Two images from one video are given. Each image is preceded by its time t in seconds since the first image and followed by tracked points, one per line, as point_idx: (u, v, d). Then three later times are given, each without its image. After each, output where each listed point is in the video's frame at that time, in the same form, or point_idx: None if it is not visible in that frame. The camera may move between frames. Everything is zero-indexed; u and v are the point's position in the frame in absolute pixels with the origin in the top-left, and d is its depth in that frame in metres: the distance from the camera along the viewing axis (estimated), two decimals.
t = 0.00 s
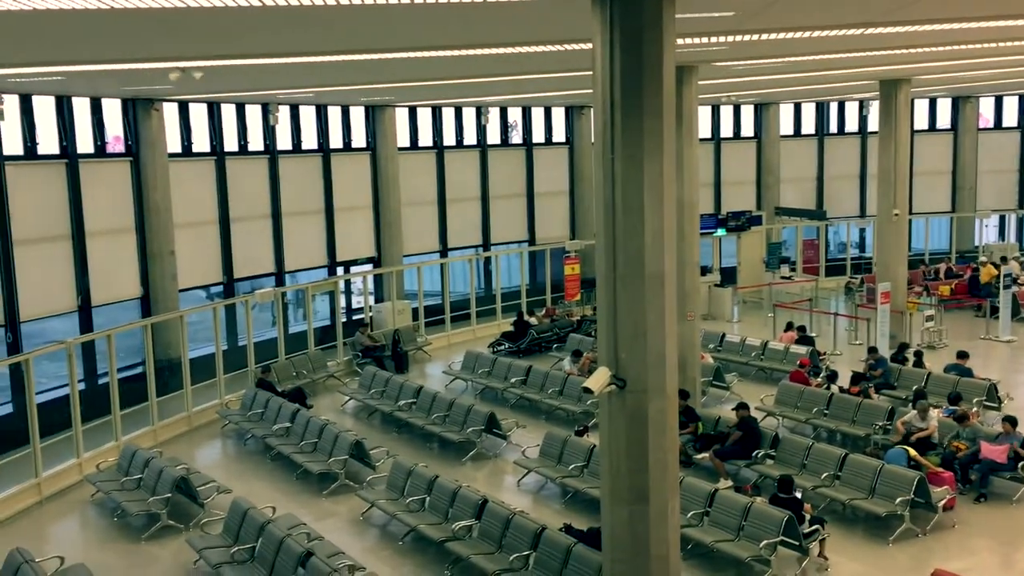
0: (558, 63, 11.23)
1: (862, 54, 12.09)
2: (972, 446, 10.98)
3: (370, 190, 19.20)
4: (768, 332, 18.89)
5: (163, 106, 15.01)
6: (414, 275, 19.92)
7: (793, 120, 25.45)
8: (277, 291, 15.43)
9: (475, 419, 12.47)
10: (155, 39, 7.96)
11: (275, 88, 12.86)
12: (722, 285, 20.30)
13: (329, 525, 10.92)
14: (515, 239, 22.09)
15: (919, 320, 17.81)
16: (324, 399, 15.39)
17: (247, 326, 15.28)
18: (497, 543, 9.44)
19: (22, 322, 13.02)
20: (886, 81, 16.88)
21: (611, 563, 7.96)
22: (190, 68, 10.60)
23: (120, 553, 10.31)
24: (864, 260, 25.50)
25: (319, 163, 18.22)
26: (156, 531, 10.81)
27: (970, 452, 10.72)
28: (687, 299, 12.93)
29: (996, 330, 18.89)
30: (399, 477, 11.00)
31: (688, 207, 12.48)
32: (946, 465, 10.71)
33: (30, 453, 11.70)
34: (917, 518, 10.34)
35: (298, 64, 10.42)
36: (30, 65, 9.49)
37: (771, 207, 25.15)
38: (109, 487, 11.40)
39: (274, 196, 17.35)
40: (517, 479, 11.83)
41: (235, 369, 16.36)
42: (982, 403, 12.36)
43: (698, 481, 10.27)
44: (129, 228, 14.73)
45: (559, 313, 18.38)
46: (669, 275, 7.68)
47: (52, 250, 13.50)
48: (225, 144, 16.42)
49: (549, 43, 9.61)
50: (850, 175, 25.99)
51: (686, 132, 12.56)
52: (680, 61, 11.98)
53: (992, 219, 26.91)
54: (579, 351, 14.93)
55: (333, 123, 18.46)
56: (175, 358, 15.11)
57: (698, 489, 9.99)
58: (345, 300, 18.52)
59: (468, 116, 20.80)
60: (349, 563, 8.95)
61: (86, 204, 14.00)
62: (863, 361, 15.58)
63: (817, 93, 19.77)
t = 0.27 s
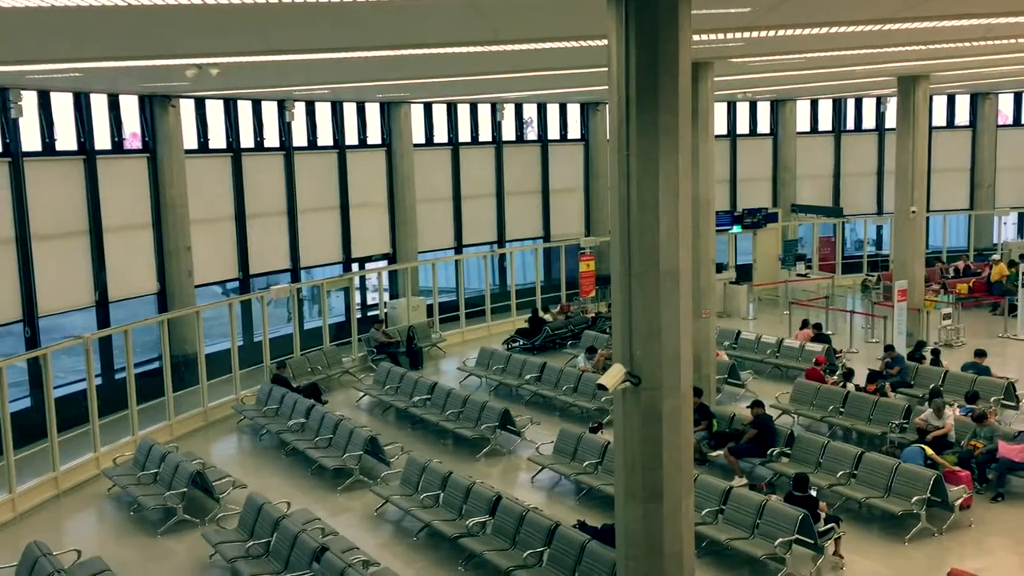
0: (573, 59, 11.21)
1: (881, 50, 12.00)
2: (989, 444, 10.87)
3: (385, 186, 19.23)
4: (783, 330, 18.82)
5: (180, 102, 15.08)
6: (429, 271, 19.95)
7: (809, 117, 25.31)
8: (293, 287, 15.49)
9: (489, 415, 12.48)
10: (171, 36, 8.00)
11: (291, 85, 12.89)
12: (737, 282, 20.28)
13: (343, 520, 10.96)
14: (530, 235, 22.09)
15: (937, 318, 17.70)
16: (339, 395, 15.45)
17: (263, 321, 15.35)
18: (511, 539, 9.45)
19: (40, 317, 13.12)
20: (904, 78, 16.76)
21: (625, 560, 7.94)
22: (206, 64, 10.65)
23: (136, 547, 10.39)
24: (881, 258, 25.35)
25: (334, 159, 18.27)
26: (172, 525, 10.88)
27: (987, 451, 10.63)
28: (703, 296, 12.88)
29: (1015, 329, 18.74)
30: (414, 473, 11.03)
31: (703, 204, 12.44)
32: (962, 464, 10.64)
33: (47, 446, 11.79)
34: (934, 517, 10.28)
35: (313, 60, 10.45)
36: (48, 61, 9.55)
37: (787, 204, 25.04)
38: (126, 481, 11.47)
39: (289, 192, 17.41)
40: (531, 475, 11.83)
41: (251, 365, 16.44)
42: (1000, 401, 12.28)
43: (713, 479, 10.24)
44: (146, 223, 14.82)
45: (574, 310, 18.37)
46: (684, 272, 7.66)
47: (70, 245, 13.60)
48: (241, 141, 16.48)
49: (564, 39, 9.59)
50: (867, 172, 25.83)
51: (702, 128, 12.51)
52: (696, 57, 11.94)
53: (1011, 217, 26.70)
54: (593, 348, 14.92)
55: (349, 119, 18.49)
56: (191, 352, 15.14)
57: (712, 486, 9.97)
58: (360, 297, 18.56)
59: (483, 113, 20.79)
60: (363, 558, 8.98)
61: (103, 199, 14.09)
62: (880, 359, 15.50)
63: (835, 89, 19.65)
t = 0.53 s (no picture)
0: (591, 57, 11.19)
1: (901, 48, 11.91)
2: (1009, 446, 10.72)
3: (401, 184, 19.26)
4: (800, 329, 18.74)
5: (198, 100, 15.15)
6: (445, 269, 19.99)
7: (827, 116, 25.19)
8: (309, 284, 15.55)
9: (504, 413, 12.49)
10: (192, 34, 8.05)
11: (309, 82, 12.93)
12: (754, 281, 20.18)
13: (358, 516, 11.00)
14: (546, 233, 22.08)
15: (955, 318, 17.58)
16: (355, 392, 15.49)
17: (279, 318, 15.41)
18: (525, 537, 9.45)
19: (58, 313, 13.22)
20: (923, 76, 16.64)
21: (640, 559, 7.93)
22: (224, 62, 10.71)
23: (154, 541, 10.47)
24: (899, 257, 25.20)
25: (351, 157, 18.32)
26: (189, 521, 10.94)
27: (1006, 452, 10.48)
28: (719, 295, 12.85)
29: None
30: (428, 470, 11.05)
31: (720, 202, 12.40)
32: (981, 466, 10.54)
33: (66, 441, 11.87)
34: (951, 518, 10.21)
35: (331, 58, 10.48)
36: (69, 59, 9.62)
37: (804, 203, 24.93)
38: (143, 476, 11.54)
39: (306, 189, 17.47)
40: (546, 474, 11.83)
41: (267, 361, 16.51)
42: (1019, 403, 12.18)
43: (728, 478, 10.21)
44: (164, 220, 14.91)
45: (590, 308, 18.35)
46: (700, 270, 7.64)
47: (89, 241, 13.69)
48: (258, 138, 16.55)
49: (581, 37, 9.58)
50: (886, 171, 25.68)
51: (719, 127, 12.47)
52: (714, 55, 11.89)
53: None
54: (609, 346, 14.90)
55: (366, 116, 18.53)
56: (207, 348, 15.22)
57: (727, 486, 9.94)
58: (376, 294, 18.60)
59: (500, 110, 20.79)
60: (378, 554, 9.01)
61: (122, 196, 14.18)
62: (898, 359, 15.42)
63: (853, 87, 19.52)
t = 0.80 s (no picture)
0: (613, 56, 11.17)
1: (927, 48, 11.80)
2: None
3: (423, 183, 19.30)
4: (822, 330, 18.63)
5: (221, 99, 15.24)
6: (465, 268, 20.01)
7: (851, 116, 25.02)
8: (331, 282, 15.61)
9: (524, 412, 12.50)
10: (217, 33, 8.11)
11: (331, 81, 12.98)
12: (775, 282, 20.07)
13: (378, 514, 11.03)
14: (567, 233, 22.06)
15: (980, 320, 17.42)
16: (375, 390, 15.54)
17: (301, 316, 15.49)
18: (545, 536, 9.45)
19: (83, 309, 13.35)
20: (949, 76, 16.50)
21: (659, 560, 7.90)
22: (248, 61, 10.77)
23: (176, 537, 10.55)
24: (923, 258, 24.99)
25: (373, 156, 18.38)
26: (210, 517, 11.01)
27: None
28: (741, 296, 12.80)
29: None
30: (448, 469, 11.07)
31: (742, 202, 12.35)
32: (1005, 470, 10.47)
33: (90, 436, 11.98)
34: (974, 522, 10.13)
35: (354, 57, 10.51)
36: (96, 58, 9.71)
37: (827, 203, 24.77)
38: (166, 472, 11.63)
39: (328, 188, 17.54)
40: (566, 473, 11.82)
41: (289, 359, 16.59)
42: None
43: (749, 479, 10.17)
44: (187, 218, 15.02)
45: (611, 308, 18.31)
46: (722, 270, 7.61)
47: (113, 239, 13.81)
48: (281, 137, 16.63)
49: (604, 36, 9.57)
50: (910, 171, 25.48)
51: (742, 127, 12.42)
52: (737, 54, 11.84)
53: None
54: (630, 346, 14.87)
55: (388, 116, 18.58)
56: (230, 346, 15.44)
57: (748, 487, 9.90)
58: (396, 293, 18.64)
59: (521, 110, 20.79)
60: (398, 552, 9.03)
61: (146, 194, 14.29)
62: (921, 361, 15.29)
63: (878, 87, 19.37)
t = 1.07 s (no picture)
0: (631, 55, 11.15)
1: (948, 46, 11.71)
2: None
3: (440, 182, 19.33)
4: (841, 330, 18.53)
5: (240, 98, 15.31)
6: (482, 267, 20.03)
7: (870, 115, 24.88)
8: (348, 282, 15.65)
9: (541, 412, 12.50)
10: (236, 32, 8.16)
11: (349, 81, 13.02)
12: (794, 282, 19.97)
13: (395, 513, 11.06)
14: (584, 232, 22.03)
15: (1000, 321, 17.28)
16: (392, 389, 15.58)
17: (318, 315, 15.54)
18: (561, 536, 9.44)
19: (103, 308, 13.45)
20: (970, 75, 16.38)
21: (675, 559, 7.88)
22: (266, 61, 10.82)
23: (194, 534, 10.61)
24: (943, 258, 24.81)
25: (390, 155, 18.41)
26: (228, 514, 11.06)
27: None
28: (758, 296, 12.75)
29: None
30: (465, 468, 11.09)
31: (759, 202, 12.29)
32: None
33: (109, 434, 12.08)
34: (994, 524, 10.04)
35: (371, 56, 10.54)
36: (116, 58, 9.79)
37: (846, 203, 24.64)
38: (184, 470, 11.70)
39: (346, 187, 17.60)
40: (582, 473, 11.81)
41: (306, 357, 16.66)
42: None
43: (767, 480, 10.13)
44: (205, 217, 15.10)
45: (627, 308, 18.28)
46: (740, 270, 7.57)
47: (132, 238, 13.90)
48: (299, 136, 16.70)
49: (622, 35, 9.55)
50: (930, 171, 25.32)
51: (760, 126, 12.36)
52: (755, 53, 11.79)
53: None
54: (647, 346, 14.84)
55: (405, 115, 18.62)
56: (248, 345, 15.47)
57: (766, 488, 9.86)
58: (413, 292, 18.68)
59: (538, 109, 20.78)
60: (414, 551, 9.05)
61: (165, 193, 14.39)
62: (941, 362, 15.18)
63: (897, 86, 19.24)
